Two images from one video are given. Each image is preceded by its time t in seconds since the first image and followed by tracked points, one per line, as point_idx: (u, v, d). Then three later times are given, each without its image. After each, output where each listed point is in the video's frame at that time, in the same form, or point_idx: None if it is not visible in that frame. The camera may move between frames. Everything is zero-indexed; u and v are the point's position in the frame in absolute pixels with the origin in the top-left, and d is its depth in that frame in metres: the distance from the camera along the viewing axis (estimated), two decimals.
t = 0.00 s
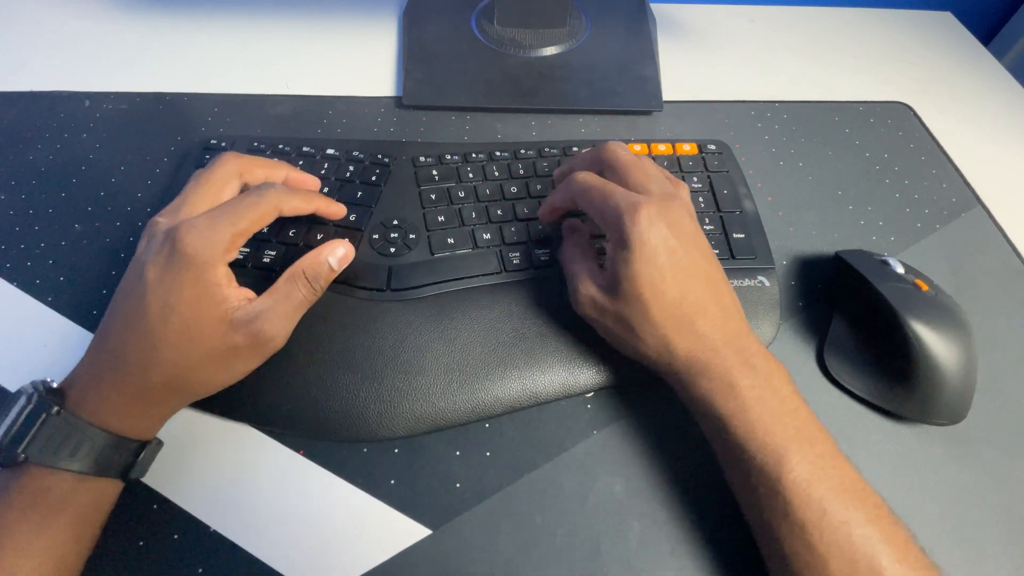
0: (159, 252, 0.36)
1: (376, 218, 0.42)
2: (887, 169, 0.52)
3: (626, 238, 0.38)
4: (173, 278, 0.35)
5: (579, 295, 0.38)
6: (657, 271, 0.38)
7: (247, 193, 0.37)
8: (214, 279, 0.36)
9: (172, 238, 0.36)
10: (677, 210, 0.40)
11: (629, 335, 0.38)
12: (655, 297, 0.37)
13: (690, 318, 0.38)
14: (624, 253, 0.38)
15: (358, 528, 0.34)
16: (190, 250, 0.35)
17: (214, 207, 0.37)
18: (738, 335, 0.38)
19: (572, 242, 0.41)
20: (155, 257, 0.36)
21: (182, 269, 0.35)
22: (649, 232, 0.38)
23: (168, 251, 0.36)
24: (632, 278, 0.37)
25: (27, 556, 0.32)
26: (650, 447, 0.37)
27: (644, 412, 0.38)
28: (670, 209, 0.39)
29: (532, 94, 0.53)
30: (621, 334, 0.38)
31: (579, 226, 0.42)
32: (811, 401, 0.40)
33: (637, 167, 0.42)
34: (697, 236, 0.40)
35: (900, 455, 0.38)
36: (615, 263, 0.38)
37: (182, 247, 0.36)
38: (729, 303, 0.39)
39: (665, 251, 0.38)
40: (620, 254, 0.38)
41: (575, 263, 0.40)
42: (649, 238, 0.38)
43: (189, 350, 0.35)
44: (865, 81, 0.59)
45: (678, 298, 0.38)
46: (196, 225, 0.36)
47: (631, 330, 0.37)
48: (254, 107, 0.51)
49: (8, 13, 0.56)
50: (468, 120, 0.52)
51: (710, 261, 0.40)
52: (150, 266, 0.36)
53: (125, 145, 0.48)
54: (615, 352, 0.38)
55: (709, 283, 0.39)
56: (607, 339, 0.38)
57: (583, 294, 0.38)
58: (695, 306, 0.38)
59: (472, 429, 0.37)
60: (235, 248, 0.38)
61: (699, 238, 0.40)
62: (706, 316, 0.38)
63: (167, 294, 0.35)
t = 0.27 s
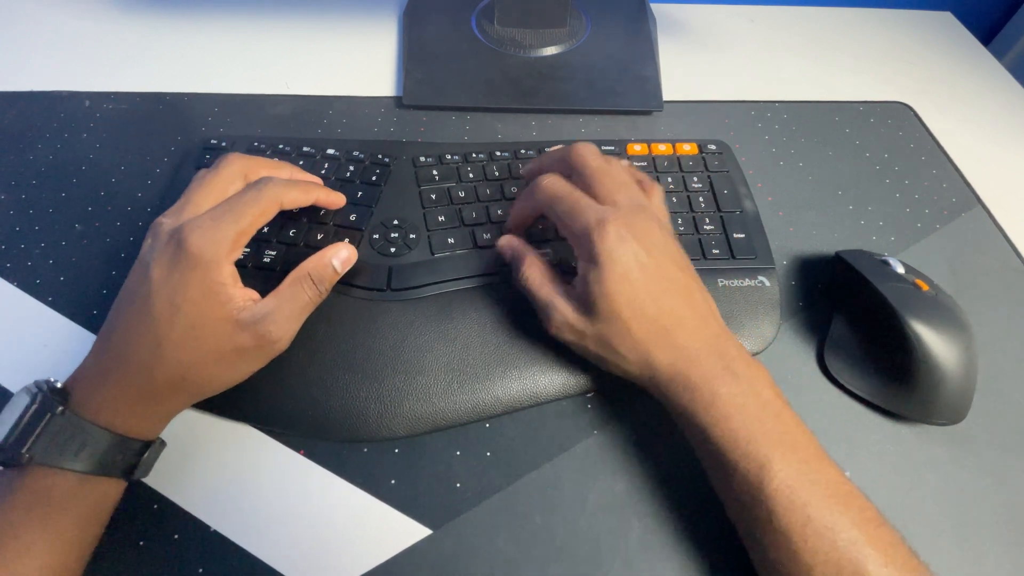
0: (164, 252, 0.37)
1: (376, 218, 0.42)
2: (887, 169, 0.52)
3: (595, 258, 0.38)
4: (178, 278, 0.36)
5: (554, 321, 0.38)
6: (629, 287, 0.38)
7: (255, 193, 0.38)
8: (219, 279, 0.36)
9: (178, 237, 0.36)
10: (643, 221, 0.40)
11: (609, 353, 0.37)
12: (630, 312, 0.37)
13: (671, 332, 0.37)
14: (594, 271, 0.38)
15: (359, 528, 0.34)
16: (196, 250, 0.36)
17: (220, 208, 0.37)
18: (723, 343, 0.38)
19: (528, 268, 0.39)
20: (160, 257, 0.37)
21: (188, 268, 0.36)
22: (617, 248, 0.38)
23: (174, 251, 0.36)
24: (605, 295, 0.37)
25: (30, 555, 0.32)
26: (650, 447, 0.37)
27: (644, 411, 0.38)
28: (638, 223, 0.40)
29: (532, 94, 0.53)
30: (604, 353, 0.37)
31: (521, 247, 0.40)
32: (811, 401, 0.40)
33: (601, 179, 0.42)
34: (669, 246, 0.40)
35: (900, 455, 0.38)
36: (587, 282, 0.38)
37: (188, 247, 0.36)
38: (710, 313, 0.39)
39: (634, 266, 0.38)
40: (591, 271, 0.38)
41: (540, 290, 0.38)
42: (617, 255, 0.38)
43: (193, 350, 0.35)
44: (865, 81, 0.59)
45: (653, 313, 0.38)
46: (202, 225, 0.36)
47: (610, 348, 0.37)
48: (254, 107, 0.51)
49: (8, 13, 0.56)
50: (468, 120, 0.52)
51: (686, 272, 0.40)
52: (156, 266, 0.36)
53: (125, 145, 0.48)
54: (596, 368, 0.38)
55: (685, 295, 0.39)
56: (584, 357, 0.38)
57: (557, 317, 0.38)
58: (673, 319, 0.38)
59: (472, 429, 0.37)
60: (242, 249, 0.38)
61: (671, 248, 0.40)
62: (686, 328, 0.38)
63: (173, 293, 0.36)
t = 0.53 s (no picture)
0: (174, 254, 0.37)
1: (376, 218, 0.42)
2: (887, 169, 0.52)
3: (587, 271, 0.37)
4: (185, 280, 0.36)
5: (547, 337, 0.37)
6: (623, 296, 0.37)
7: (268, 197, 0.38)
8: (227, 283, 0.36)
9: (187, 240, 0.37)
10: (631, 227, 0.40)
11: (604, 360, 0.37)
12: (624, 322, 0.37)
13: (666, 339, 0.37)
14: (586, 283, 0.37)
15: (360, 528, 0.34)
16: (205, 252, 0.36)
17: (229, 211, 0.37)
18: (718, 345, 0.38)
19: (516, 288, 0.38)
20: (168, 258, 0.37)
21: (195, 270, 0.36)
22: (607, 258, 0.37)
23: (183, 253, 0.37)
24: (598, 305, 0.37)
25: (31, 555, 0.32)
26: (650, 446, 0.37)
27: (644, 412, 0.38)
28: (625, 230, 0.39)
29: (532, 94, 0.53)
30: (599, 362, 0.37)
31: (503, 269, 0.39)
32: (811, 401, 0.40)
33: (586, 187, 0.41)
34: (659, 251, 0.40)
35: (900, 456, 0.38)
36: (580, 294, 0.37)
37: (196, 249, 0.36)
38: (705, 317, 0.39)
39: (625, 275, 0.38)
40: (583, 283, 0.37)
41: (532, 309, 0.38)
42: (609, 265, 0.37)
43: (196, 353, 0.35)
44: (865, 81, 0.59)
45: (646, 321, 0.37)
46: (211, 229, 0.37)
47: (605, 357, 0.37)
48: (254, 107, 0.51)
49: (8, 13, 0.56)
50: (468, 120, 0.52)
51: (678, 277, 0.39)
52: (164, 268, 0.37)
53: (125, 145, 0.48)
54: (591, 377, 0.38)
55: (678, 300, 0.38)
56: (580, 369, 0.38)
57: (553, 335, 0.37)
58: (667, 326, 0.37)
59: (472, 429, 0.37)
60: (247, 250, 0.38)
61: (662, 255, 0.40)
62: (682, 335, 0.37)
63: (179, 295, 0.36)
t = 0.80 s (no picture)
0: (248, 281, 0.34)
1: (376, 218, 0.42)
2: (887, 169, 0.52)
3: (609, 242, 0.38)
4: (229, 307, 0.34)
5: (562, 299, 0.39)
6: (641, 273, 0.38)
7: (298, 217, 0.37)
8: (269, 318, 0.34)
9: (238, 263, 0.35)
10: (668, 214, 0.40)
11: (611, 335, 0.37)
12: (641, 300, 0.37)
13: (677, 320, 0.37)
14: (607, 255, 0.38)
15: (360, 528, 0.34)
16: (277, 290, 0.33)
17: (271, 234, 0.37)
18: (723, 340, 0.38)
19: (551, 252, 0.40)
20: (239, 281, 0.35)
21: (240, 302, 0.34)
22: (633, 235, 0.38)
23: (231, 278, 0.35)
24: (614, 280, 0.37)
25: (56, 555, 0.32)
26: (650, 446, 0.37)
27: (644, 411, 0.38)
28: (661, 214, 0.40)
29: (532, 94, 0.53)
30: (606, 335, 0.37)
31: (553, 234, 0.41)
32: (811, 401, 0.40)
33: (642, 176, 0.42)
34: (692, 241, 0.40)
35: (900, 455, 0.38)
36: (600, 266, 0.38)
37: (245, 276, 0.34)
38: (722, 312, 0.39)
39: (651, 257, 0.38)
40: (605, 255, 0.38)
41: (558, 269, 0.39)
42: (634, 241, 0.38)
43: (243, 391, 0.33)
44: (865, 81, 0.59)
45: (663, 302, 0.37)
46: (290, 268, 0.34)
47: (612, 331, 0.37)
48: (254, 106, 0.51)
49: (8, 13, 0.56)
50: (469, 120, 0.52)
51: (708, 269, 0.40)
52: (234, 292, 0.34)
53: (125, 145, 0.48)
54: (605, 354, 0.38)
55: (700, 290, 0.39)
56: (594, 338, 0.38)
57: (569, 300, 0.38)
58: (682, 308, 0.38)
59: (473, 429, 0.37)
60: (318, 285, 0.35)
61: (695, 246, 0.40)
62: (693, 320, 0.38)
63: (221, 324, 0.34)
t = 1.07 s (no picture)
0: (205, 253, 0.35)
1: (376, 218, 0.42)
2: (887, 169, 0.52)
3: (608, 242, 0.38)
4: (217, 283, 0.35)
5: (561, 297, 0.39)
6: (639, 273, 0.38)
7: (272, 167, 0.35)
8: (260, 279, 0.35)
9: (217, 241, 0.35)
10: (667, 213, 0.40)
11: (609, 335, 0.37)
12: (639, 297, 0.37)
13: (675, 320, 0.37)
14: (606, 254, 0.38)
15: (360, 528, 0.34)
16: (236, 251, 0.34)
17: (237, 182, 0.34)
18: (721, 338, 0.38)
19: (556, 248, 0.41)
20: (200, 257, 0.36)
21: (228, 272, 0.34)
22: (632, 235, 0.38)
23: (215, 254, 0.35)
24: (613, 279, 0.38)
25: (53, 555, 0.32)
26: (650, 447, 0.37)
27: (644, 412, 0.38)
28: (659, 214, 0.40)
29: (532, 94, 0.53)
30: (605, 335, 0.38)
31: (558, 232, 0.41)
32: (811, 401, 0.40)
33: (641, 175, 0.42)
34: (691, 240, 0.40)
35: (900, 455, 0.38)
36: (600, 266, 0.38)
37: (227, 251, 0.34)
38: (720, 312, 0.39)
39: (649, 255, 0.38)
40: (604, 255, 0.38)
41: (560, 268, 0.40)
42: (632, 240, 0.38)
43: (231, 355, 0.35)
44: (865, 81, 0.59)
45: (661, 300, 0.38)
46: (227, 224, 0.34)
47: (611, 331, 0.37)
48: (254, 107, 0.51)
49: (8, 13, 0.56)
50: (468, 120, 0.52)
51: (708, 269, 0.40)
52: (197, 267, 0.35)
53: (125, 145, 0.48)
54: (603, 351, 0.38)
55: (697, 290, 0.39)
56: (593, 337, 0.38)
57: (569, 297, 0.38)
58: (680, 307, 0.38)
59: (473, 429, 0.37)
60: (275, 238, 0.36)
61: (693, 244, 0.40)
62: (690, 320, 0.38)
63: (214, 301, 0.35)
